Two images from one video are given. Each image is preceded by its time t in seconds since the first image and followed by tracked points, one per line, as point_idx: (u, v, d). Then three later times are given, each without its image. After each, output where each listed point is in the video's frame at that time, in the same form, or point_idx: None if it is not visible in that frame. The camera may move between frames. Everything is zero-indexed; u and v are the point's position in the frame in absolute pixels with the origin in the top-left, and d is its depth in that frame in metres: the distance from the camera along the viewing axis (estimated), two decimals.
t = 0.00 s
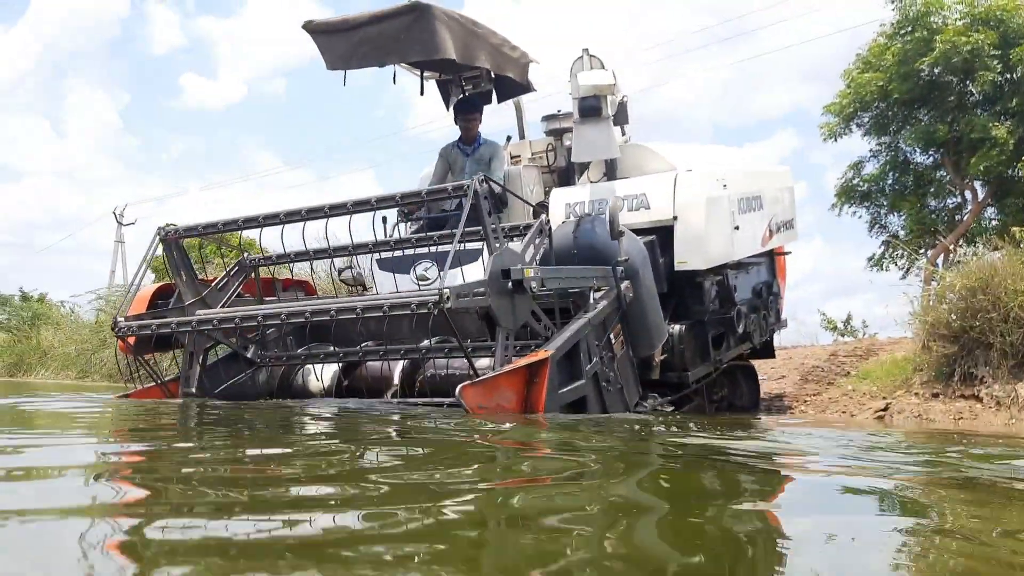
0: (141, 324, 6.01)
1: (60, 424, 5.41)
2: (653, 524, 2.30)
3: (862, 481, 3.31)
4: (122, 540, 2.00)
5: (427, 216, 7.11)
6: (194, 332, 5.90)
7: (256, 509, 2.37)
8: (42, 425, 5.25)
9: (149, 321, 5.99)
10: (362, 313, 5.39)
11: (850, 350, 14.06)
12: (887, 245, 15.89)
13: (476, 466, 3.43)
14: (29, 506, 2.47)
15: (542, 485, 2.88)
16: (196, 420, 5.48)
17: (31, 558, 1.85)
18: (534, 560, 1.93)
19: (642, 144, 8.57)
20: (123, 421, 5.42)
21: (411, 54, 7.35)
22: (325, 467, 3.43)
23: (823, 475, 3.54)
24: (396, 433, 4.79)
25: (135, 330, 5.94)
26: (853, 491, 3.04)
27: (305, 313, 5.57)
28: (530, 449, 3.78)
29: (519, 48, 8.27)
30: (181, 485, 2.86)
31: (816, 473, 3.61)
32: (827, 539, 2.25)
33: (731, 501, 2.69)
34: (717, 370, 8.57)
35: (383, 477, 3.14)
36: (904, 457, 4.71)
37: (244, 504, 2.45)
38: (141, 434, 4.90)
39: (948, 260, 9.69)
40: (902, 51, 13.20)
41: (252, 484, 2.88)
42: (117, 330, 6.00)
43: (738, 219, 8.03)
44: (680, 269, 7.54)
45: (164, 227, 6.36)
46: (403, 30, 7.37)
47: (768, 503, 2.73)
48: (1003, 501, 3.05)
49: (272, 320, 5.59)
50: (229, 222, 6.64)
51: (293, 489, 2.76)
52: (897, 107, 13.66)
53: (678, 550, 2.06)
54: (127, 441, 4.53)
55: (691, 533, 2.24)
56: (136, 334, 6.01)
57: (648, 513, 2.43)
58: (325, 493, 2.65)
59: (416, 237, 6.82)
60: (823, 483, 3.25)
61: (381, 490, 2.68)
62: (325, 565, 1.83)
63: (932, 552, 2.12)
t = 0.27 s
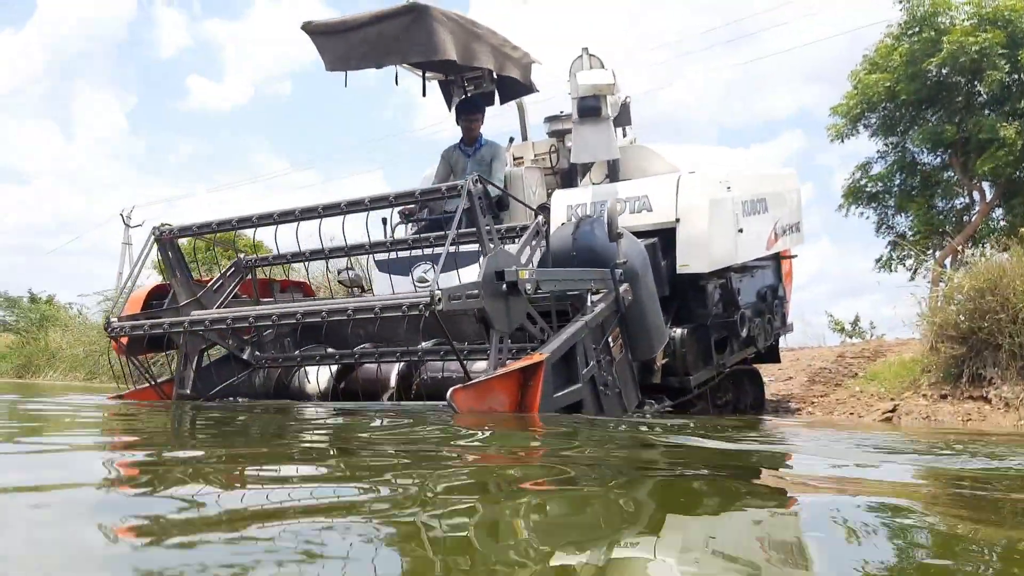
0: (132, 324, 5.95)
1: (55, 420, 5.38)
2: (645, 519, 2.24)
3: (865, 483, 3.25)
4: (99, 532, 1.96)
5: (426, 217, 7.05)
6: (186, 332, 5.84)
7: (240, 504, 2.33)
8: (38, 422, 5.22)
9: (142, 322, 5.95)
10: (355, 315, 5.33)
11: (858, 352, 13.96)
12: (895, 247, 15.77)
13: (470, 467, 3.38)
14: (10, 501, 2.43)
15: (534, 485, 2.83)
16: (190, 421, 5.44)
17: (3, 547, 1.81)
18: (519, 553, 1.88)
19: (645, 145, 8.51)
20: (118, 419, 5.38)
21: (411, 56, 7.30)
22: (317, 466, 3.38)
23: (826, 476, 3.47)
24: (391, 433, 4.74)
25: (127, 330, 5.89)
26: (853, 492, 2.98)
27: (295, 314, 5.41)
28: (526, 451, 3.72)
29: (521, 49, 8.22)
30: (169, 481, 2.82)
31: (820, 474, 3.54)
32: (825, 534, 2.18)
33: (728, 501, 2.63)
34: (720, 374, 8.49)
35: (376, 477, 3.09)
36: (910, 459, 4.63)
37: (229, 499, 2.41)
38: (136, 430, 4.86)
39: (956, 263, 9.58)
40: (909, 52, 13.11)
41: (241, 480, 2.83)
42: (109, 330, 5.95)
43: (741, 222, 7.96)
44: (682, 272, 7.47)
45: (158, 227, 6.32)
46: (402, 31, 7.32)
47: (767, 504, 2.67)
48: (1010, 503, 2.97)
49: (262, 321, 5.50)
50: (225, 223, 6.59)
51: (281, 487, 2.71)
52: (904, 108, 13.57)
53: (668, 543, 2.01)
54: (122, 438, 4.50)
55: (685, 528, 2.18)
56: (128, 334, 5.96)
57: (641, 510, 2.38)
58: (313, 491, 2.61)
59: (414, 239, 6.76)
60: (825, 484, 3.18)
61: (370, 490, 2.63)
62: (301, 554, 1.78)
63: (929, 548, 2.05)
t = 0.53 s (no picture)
0: (126, 325, 5.92)
1: (51, 420, 5.35)
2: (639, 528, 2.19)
3: (867, 483, 3.19)
4: (76, 537, 1.93)
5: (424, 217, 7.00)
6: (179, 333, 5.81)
7: (227, 505, 2.29)
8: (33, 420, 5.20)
9: (135, 322, 5.92)
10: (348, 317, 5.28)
11: (864, 352, 13.87)
12: (902, 247, 15.67)
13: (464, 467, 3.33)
14: None
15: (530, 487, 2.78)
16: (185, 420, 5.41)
17: None
18: (504, 559, 1.84)
19: (647, 145, 8.45)
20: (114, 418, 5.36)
21: (410, 54, 7.24)
22: (309, 467, 3.34)
23: (828, 476, 3.41)
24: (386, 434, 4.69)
25: (120, 331, 5.86)
26: (853, 492, 2.91)
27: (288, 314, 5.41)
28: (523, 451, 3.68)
29: (521, 48, 8.17)
30: (158, 480, 2.78)
31: (821, 475, 3.49)
32: (831, 546, 2.10)
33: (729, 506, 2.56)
34: (722, 376, 8.42)
35: (367, 478, 3.05)
36: (915, 459, 4.56)
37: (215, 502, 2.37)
38: (132, 430, 4.83)
39: (963, 262, 9.49)
40: (915, 51, 13.02)
41: (229, 480, 2.79)
42: (103, 331, 5.92)
43: (744, 222, 7.89)
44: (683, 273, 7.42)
45: (152, 227, 6.28)
46: (402, 29, 7.24)
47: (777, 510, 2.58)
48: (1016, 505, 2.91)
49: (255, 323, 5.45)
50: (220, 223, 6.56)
51: (269, 488, 2.68)
52: (910, 108, 13.48)
53: (661, 555, 1.96)
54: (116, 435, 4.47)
55: (679, 536, 2.13)
56: (121, 335, 5.93)
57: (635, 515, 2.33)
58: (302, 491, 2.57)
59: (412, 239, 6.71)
60: (826, 485, 3.13)
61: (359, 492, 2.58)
62: (282, 562, 1.74)
63: (926, 556, 2.00)
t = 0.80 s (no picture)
0: (125, 329, 5.92)
1: (55, 422, 5.38)
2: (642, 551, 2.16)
3: (870, 486, 3.18)
4: (76, 555, 1.94)
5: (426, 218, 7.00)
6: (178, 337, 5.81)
7: (227, 518, 2.30)
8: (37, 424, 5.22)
9: (134, 326, 5.92)
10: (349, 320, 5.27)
11: (871, 351, 13.84)
12: (908, 245, 15.62)
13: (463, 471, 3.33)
14: None
15: (531, 494, 2.79)
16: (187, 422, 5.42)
17: None
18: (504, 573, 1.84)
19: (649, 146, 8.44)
20: (117, 420, 5.38)
21: (410, 54, 7.25)
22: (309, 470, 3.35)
23: (831, 478, 3.41)
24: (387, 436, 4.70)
25: (119, 335, 5.86)
26: (855, 497, 2.91)
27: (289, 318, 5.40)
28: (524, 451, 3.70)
29: (523, 48, 8.17)
30: (158, 493, 2.79)
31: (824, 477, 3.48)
32: (845, 571, 2.05)
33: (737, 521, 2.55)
34: (726, 378, 8.41)
35: (367, 481, 3.05)
36: (921, 460, 4.55)
37: (214, 515, 2.38)
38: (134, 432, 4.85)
39: (970, 261, 9.46)
40: (922, 50, 12.96)
41: (229, 491, 2.80)
42: (101, 335, 5.92)
43: (747, 223, 7.88)
44: (687, 274, 7.41)
45: (151, 230, 6.29)
46: (403, 28, 7.25)
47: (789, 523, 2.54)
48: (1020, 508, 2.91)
49: (255, 326, 5.45)
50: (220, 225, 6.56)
51: (269, 494, 2.69)
52: (917, 107, 13.42)
53: None
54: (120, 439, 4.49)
55: (681, 550, 2.14)
56: (121, 339, 5.93)
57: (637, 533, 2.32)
58: (301, 502, 2.58)
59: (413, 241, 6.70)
60: (828, 489, 3.13)
61: (360, 500, 2.60)
62: None
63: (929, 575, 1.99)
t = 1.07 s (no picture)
0: (121, 330, 5.91)
1: (54, 418, 5.36)
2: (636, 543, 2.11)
3: (873, 486, 3.14)
4: (62, 544, 1.91)
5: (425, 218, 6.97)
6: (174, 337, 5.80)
7: (211, 508, 2.28)
8: (34, 420, 5.22)
9: (130, 327, 5.91)
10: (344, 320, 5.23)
11: (878, 352, 13.76)
12: (915, 246, 15.53)
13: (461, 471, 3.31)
14: None
15: (521, 492, 2.76)
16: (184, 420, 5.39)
17: None
18: (497, 568, 1.81)
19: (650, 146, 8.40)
20: (115, 418, 5.37)
21: (408, 54, 7.23)
22: (303, 467, 3.33)
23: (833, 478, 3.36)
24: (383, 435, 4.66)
25: (115, 335, 5.85)
26: (851, 494, 2.88)
27: (283, 317, 5.38)
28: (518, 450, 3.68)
29: (523, 48, 8.15)
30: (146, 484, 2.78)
31: (825, 476, 3.44)
32: (848, 561, 2.02)
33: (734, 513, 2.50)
34: (729, 379, 8.36)
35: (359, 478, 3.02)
36: (926, 461, 4.50)
37: (200, 506, 2.37)
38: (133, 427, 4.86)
39: (977, 262, 9.37)
40: (929, 50, 12.88)
41: (217, 481, 2.79)
42: (97, 336, 5.92)
43: (750, 223, 7.82)
44: (688, 275, 7.35)
45: (147, 231, 6.28)
46: (401, 29, 7.22)
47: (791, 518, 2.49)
48: None
49: (251, 326, 5.43)
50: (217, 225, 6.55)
51: (261, 488, 2.66)
52: (924, 107, 13.35)
53: (662, 565, 1.91)
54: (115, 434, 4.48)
55: (680, 542, 2.10)
56: (116, 339, 5.92)
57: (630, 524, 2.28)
58: (289, 495, 2.56)
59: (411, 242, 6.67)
60: (829, 487, 3.10)
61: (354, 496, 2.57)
62: (259, 571, 1.73)
63: (922, 569, 1.95)
